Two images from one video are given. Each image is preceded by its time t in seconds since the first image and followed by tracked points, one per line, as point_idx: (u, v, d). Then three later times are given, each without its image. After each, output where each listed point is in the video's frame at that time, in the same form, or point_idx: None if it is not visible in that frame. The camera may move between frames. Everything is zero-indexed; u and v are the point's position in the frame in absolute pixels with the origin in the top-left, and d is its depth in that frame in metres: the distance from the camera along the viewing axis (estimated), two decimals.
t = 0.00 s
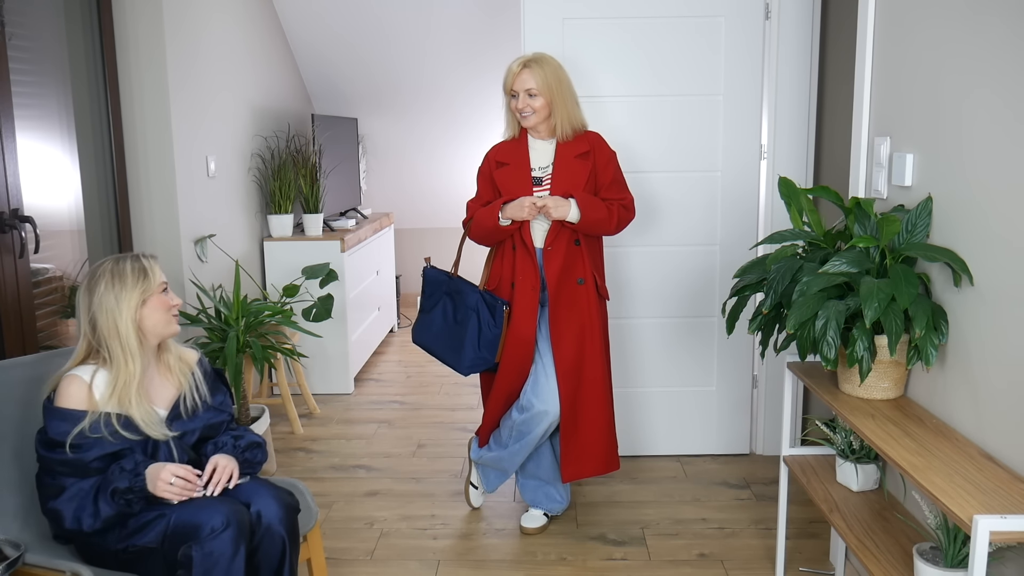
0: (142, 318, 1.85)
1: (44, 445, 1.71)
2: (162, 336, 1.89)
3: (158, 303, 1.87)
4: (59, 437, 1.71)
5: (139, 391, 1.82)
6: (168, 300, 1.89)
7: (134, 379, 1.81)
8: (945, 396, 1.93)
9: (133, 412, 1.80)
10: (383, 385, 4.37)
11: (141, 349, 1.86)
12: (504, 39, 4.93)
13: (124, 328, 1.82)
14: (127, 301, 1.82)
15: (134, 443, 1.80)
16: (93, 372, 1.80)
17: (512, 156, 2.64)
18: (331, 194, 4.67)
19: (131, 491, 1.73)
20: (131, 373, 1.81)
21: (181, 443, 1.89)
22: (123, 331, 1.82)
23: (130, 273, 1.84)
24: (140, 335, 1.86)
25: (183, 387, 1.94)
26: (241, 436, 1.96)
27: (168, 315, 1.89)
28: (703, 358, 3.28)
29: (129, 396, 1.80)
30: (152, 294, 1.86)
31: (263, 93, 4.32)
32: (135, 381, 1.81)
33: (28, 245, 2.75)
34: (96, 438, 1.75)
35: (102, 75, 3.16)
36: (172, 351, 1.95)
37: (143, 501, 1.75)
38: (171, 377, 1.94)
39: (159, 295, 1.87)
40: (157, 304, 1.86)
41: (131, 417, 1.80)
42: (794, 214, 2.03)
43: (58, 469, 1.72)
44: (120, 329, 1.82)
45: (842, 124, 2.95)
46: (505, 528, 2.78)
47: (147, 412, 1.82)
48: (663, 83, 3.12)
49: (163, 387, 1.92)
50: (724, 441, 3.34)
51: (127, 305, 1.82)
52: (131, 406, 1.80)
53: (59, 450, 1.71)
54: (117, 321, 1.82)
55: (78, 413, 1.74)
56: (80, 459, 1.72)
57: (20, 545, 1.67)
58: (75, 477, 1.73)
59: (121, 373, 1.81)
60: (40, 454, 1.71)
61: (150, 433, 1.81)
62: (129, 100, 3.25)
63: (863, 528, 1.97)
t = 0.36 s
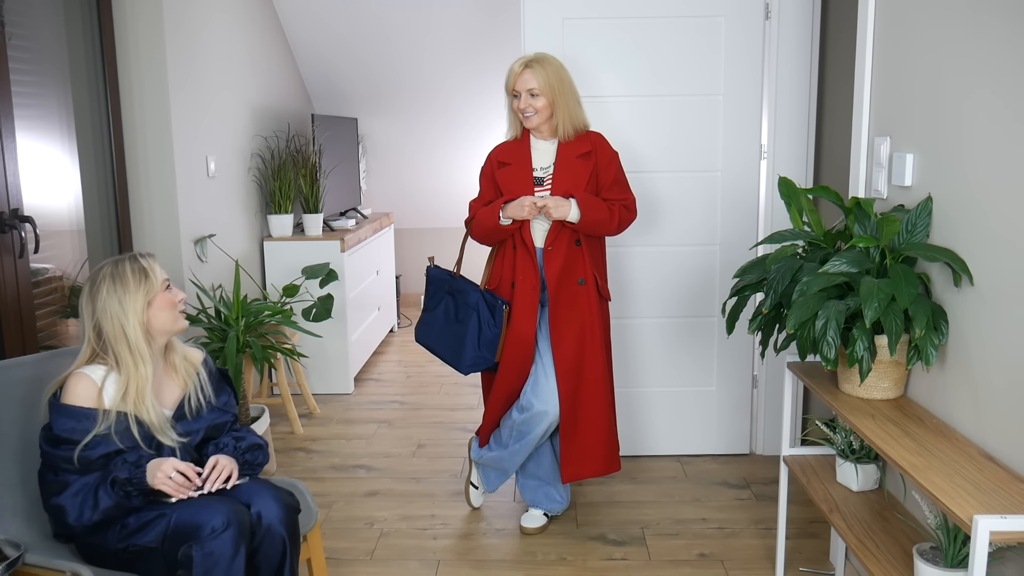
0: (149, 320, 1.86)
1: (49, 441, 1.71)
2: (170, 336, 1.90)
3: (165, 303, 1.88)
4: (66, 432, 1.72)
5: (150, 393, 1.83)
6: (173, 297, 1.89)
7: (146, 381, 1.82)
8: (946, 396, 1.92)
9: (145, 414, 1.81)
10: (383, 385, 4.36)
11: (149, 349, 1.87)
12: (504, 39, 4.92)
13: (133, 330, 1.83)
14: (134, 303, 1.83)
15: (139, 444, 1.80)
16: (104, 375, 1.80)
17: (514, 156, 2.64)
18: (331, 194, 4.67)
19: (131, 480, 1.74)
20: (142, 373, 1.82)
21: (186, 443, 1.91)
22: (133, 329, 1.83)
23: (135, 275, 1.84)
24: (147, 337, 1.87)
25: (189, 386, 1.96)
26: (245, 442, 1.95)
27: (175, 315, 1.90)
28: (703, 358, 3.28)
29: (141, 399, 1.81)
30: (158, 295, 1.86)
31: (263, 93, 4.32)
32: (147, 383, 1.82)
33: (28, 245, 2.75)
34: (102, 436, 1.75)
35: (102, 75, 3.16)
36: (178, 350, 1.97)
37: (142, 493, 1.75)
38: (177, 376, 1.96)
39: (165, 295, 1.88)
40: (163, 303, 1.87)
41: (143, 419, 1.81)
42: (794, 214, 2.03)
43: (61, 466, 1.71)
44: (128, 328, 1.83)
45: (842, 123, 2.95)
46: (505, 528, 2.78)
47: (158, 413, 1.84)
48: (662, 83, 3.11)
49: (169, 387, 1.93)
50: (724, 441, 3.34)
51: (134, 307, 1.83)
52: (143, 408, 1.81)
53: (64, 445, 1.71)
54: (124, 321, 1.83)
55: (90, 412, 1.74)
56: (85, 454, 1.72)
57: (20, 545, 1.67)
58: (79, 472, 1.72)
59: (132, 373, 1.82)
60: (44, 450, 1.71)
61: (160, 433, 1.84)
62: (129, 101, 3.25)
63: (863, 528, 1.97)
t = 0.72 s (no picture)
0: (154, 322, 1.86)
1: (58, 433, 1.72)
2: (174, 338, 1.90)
3: (168, 305, 1.87)
4: (75, 421, 1.71)
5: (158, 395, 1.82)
6: (177, 298, 1.89)
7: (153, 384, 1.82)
8: (946, 396, 1.93)
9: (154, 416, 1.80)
10: (383, 385, 4.37)
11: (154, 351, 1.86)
12: (504, 39, 4.92)
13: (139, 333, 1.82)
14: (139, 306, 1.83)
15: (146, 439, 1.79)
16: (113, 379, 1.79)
17: (517, 156, 2.64)
18: (331, 194, 4.67)
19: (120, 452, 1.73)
20: (148, 376, 1.81)
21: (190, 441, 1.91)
22: (139, 331, 1.82)
23: (137, 277, 1.84)
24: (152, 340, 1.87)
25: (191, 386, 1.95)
26: (244, 440, 1.97)
27: (179, 317, 1.90)
28: (703, 358, 3.28)
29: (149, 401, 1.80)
30: (162, 297, 1.86)
31: (263, 93, 4.32)
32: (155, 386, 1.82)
33: (28, 245, 2.75)
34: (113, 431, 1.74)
35: (102, 75, 3.16)
36: (180, 350, 1.96)
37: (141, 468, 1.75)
38: (180, 375, 1.94)
39: (168, 297, 1.88)
40: (168, 305, 1.87)
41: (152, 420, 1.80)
42: (794, 214, 2.03)
43: (69, 455, 1.70)
44: (134, 330, 1.82)
45: (842, 123, 2.95)
46: (505, 528, 2.78)
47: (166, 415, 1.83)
48: (662, 83, 3.12)
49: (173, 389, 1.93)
50: (724, 441, 3.34)
51: (139, 310, 1.83)
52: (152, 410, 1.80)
53: (74, 434, 1.71)
54: (131, 323, 1.82)
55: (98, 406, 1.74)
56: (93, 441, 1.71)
57: (20, 545, 1.67)
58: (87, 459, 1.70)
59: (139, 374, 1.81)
60: (53, 441, 1.71)
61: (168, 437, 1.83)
62: (129, 101, 3.25)
63: (863, 528, 1.97)
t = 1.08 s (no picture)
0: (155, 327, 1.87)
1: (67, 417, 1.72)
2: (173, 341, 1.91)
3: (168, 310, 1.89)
4: (85, 398, 1.74)
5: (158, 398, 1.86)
6: (178, 302, 1.91)
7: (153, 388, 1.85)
8: (946, 396, 1.92)
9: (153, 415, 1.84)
10: (384, 385, 4.37)
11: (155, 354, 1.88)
12: (504, 38, 4.92)
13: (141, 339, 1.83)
14: (141, 313, 1.83)
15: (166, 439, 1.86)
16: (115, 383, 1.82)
17: (516, 156, 2.64)
18: (331, 194, 4.67)
19: (158, 400, 1.76)
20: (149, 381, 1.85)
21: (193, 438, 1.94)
22: (138, 337, 1.83)
23: (138, 283, 1.84)
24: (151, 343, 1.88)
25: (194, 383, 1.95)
26: (246, 442, 1.97)
27: (178, 321, 1.91)
28: (703, 358, 3.28)
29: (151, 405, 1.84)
30: (162, 302, 1.87)
31: (263, 93, 4.32)
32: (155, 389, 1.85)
33: (28, 246, 2.75)
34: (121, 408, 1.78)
35: (102, 75, 3.16)
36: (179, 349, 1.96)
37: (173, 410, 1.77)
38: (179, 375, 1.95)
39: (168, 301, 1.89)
40: (168, 309, 1.89)
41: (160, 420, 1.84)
42: (794, 214, 2.03)
43: (89, 427, 1.72)
44: (133, 336, 1.82)
45: (842, 123, 2.95)
46: (505, 528, 2.78)
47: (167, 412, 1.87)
48: (662, 83, 3.11)
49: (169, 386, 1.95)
50: (724, 441, 3.34)
51: (142, 317, 1.83)
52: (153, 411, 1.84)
53: (89, 409, 1.73)
54: (129, 328, 1.82)
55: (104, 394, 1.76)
56: (107, 412, 1.74)
57: (20, 545, 1.67)
58: (105, 431, 1.73)
59: (137, 381, 1.83)
60: (64, 423, 1.72)
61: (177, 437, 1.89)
62: (129, 101, 3.25)
63: (863, 528, 1.97)
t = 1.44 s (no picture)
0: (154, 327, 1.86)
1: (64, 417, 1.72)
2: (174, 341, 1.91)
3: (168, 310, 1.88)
4: (82, 397, 1.74)
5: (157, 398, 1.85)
6: (178, 301, 1.91)
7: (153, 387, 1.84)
8: (946, 396, 1.92)
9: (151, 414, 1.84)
10: (384, 385, 4.37)
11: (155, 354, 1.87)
12: (504, 38, 4.92)
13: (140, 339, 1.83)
14: (140, 313, 1.83)
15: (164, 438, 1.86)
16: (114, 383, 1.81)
17: (515, 156, 2.64)
18: (331, 194, 4.67)
19: (149, 398, 1.76)
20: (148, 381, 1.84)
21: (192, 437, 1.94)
22: (136, 338, 1.82)
23: (138, 283, 1.84)
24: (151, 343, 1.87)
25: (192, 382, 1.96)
26: (246, 442, 1.97)
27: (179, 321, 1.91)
28: (703, 358, 3.28)
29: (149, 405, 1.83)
30: (162, 302, 1.87)
31: (263, 93, 4.32)
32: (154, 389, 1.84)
33: (28, 246, 2.75)
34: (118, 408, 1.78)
35: (102, 75, 3.16)
36: (179, 350, 1.96)
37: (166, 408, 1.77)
38: (180, 375, 1.95)
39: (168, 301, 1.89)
40: (168, 309, 1.88)
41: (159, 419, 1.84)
42: (794, 214, 2.03)
43: (86, 427, 1.72)
44: (131, 336, 1.82)
45: (842, 124, 2.95)
46: (505, 528, 2.78)
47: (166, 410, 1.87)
48: (663, 83, 3.12)
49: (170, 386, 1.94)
50: (724, 441, 3.34)
51: (141, 317, 1.83)
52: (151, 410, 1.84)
53: (86, 409, 1.73)
54: (126, 329, 1.81)
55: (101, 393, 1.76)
56: (105, 411, 1.75)
57: (20, 545, 1.67)
58: (103, 430, 1.73)
59: (136, 382, 1.83)
60: (62, 424, 1.72)
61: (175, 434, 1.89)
62: (129, 101, 3.25)
63: (863, 528, 1.97)
